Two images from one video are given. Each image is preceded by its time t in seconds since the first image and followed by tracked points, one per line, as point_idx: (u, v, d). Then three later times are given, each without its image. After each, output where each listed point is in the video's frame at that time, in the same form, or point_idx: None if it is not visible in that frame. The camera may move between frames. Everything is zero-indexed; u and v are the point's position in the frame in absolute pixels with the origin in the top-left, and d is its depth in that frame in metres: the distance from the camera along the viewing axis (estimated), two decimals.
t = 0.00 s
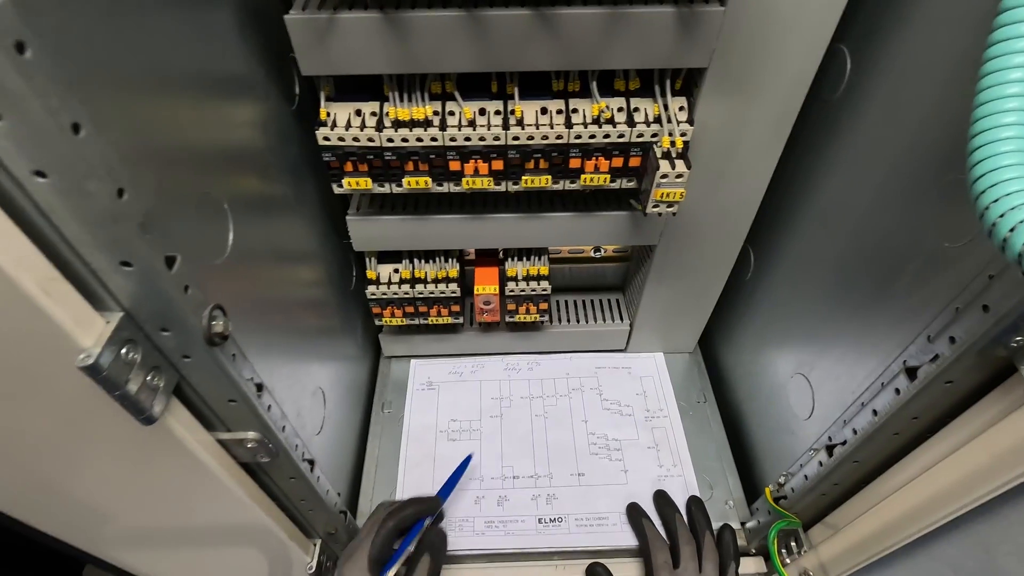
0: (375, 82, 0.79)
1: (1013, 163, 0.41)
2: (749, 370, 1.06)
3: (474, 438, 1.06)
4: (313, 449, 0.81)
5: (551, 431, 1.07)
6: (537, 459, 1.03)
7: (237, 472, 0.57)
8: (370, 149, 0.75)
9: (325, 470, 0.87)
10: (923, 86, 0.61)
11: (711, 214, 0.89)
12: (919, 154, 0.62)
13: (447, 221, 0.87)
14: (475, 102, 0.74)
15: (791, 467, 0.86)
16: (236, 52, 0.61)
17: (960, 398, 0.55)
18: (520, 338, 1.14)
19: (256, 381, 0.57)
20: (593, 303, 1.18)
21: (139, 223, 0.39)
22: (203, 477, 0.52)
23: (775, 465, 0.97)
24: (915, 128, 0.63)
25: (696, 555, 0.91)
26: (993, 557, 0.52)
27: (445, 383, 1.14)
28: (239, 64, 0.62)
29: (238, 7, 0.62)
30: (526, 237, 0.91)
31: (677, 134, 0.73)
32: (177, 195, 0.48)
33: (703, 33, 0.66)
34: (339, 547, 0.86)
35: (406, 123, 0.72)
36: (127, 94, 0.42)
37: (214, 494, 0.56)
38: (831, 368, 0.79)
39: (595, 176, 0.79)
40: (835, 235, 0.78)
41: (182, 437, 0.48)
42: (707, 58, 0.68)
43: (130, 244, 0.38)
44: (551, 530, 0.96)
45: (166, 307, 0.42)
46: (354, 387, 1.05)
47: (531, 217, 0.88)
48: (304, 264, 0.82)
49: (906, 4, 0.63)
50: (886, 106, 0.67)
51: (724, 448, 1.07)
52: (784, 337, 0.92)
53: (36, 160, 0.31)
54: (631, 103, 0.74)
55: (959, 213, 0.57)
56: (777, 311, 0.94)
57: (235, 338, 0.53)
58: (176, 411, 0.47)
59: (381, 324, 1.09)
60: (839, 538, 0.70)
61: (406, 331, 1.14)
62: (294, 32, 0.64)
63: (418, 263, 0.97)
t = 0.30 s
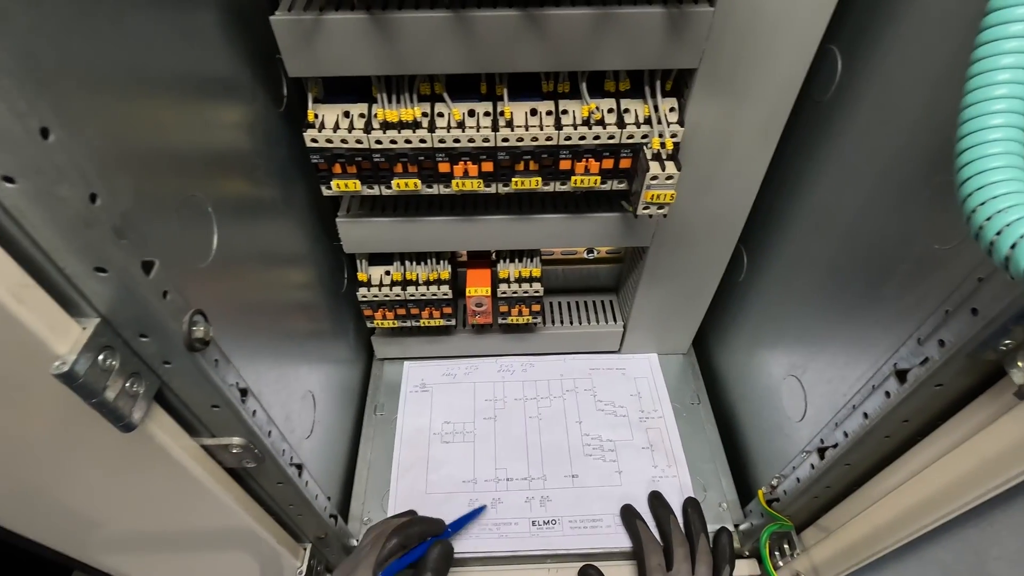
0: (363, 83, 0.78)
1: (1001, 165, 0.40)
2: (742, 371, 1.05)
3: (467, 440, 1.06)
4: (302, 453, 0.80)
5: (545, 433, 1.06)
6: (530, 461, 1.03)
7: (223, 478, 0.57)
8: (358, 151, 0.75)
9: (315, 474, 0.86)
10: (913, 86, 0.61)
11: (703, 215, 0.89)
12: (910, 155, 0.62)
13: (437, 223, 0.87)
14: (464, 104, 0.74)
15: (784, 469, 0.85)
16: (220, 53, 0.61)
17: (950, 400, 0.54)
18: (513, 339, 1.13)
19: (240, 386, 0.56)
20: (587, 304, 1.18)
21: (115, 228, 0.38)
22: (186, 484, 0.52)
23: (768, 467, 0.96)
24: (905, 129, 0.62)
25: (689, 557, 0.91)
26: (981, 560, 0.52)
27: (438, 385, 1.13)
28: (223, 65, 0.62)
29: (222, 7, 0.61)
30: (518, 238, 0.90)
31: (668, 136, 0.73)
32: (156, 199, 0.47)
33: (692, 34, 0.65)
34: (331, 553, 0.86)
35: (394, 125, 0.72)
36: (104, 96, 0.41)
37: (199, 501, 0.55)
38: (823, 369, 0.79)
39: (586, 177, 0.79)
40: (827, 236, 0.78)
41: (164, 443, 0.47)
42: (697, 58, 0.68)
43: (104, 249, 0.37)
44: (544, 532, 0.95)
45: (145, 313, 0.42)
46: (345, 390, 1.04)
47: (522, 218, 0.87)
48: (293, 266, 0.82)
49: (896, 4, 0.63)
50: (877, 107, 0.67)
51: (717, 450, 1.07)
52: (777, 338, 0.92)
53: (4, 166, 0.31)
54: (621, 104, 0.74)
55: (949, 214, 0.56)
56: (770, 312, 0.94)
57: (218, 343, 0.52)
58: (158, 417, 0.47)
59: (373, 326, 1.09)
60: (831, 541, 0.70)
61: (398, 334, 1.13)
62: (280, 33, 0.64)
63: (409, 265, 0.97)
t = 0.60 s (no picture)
0: (349, 87, 0.78)
1: (978, 172, 0.40)
2: (733, 374, 1.05)
3: (458, 444, 1.05)
4: (289, 458, 0.80)
5: (536, 437, 1.06)
6: (521, 465, 1.02)
7: (205, 486, 0.56)
8: (344, 156, 0.74)
9: (303, 480, 0.86)
10: (897, 90, 0.61)
11: (692, 219, 0.88)
12: (894, 160, 0.62)
13: (425, 227, 0.87)
14: (450, 108, 0.74)
15: (773, 473, 0.86)
16: (201, 58, 0.61)
17: (934, 406, 0.54)
18: (503, 343, 1.13)
19: (221, 394, 0.56)
20: (578, 307, 1.18)
21: (83, 237, 0.38)
22: (165, 493, 0.51)
23: (758, 470, 0.96)
24: (889, 133, 0.62)
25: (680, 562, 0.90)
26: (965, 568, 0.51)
27: (429, 389, 1.13)
28: (205, 70, 0.61)
29: (204, 12, 0.61)
30: (506, 242, 0.90)
31: (653, 140, 0.73)
32: (131, 206, 0.47)
33: (677, 38, 0.65)
34: (320, 559, 0.85)
35: (380, 130, 0.72)
36: (76, 103, 0.41)
37: (180, 509, 0.55)
38: (811, 373, 0.79)
39: (573, 182, 0.79)
40: (815, 240, 0.78)
41: (143, 452, 0.47)
42: (682, 62, 0.68)
43: (74, 260, 0.37)
44: (534, 537, 0.95)
45: (118, 322, 0.42)
46: (334, 394, 1.04)
47: (510, 222, 0.87)
48: (280, 271, 0.81)
49: (881, 8, 0.63)
50: (862, 111, 0.67)
51: (708, 453, 1.06)
52: (766, 342, 0.92)
53: None
54: (608, 108, 0.74)
55: (932, 219, 0.56)
56: (759, 316, 0.94)
57: (197, 351, 0.52)
58: (136, 426, 0.46)
59: (363, 330, 1.08)
60: (818, 546, 0.69)
61: (388, 337, 1.13)
62: (263, 37, 0.63)
63: (398, 269, 0.97)
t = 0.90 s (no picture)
0: (352, 93, 0.78)
1: (982, 181, 0.40)
2: (734, 378, 1.06)
3: (461, 448, 1.05)
4: (292, 463, 0.80)
5: (538, 440, 1.06)
6: (523, 469, 1.03)
7: (210, 492, 0.57)
8: (347, 161, 0.74)
9: (305, 484, 0.86)
10: (899, 97, 0.61)
11: (694, 223, 0.89)
12: (896, 166, 0.62)
13: (428, 232, 0.87)
14: (453, 114, 0.74)
15: (775, 478, 0.87)
16: (205, 65, 0.61)
17: (936, 412, 0.54)
18: (505, 347, 1.13)
19: (226, 400, 0.56)
20: (579, 310, 1.18)
21: (90, 247, 0.38)
22: (170, 499, 0.52)
23: (760, 475, 0.96)
24: (891, 139, 0.63)
25: (683, 565, 0.90)
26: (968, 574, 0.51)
27: (432, 393, 1.13)
28: (209, 77, 0.62)
29: (207, 19, 0.61)
30: (509, 247, 0.90)
31: (656, 145, 0.73)
32: (137, 214, 0.47)
33: (679, 44, 0.66)
34: (322, 563, 0.85)
35: (384, 135, 0.72)
36: (82, 112, 0.41)
37: (186, 515, 0.55)
38: (813, 378, 0.79)
39: (575, 187, 0.79)
40: (817, 244, 0.78)
41: (149, 459, 0.47)
42: (684, 68, 0.68)
43: (81, 270, 0.37)
44: (536, 541, 0.95)
45: (125, 330, 0.42)
46: (337, 398, 1.04)
47: (512, 227, 0.87)
48: (283, 276, 0.81)
49: (881, 15, 0.63)
50: (864, 117, 0.67)
51: (710, 457, 1.07)
52: (768, 346, 0.92)
53: None
54: (610, 114, 0.74)
55: (934, 225, 0.56)
56: (761, 320, 0.94)
57: (202, 358, 0.52)
58: (141, 433, 0.46)
59: (366, 334, 1.09)
60: (821, 551, 0.70)
61: (390, 341, 1.13)
62: (267, 44, 0.64)
63: (401, 273, 0.97)
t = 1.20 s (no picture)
0: (352, 92, 0.79)
1: (980, 180, 0.40)
2: (734, 377, 1.06)
3: (461, 447, 1.06)
4: (292, 462, 0.80)
5: (538, 439, 1.06)
6: (523, 468, 1.03)
7: (211, 491, 0.57)
8: (347, 161, 0.75)
9: (306, 483, 0.86)
10: (898, 97, 0.61)
11: (694, 222, 0.89)
12: (895, 165, 0.62)
13: (428, 231, 0.87)
14: (453, 113, 0.74)
15: (775, 477, 0.87)
16: (206, 65, 0.61)
17: (935, 411, 0.54)
18: (505, 346, 1.14)
19: (227, 399, 0.56)
20: (579, 310, 1.18)
21: (92, 246, 0.38)
22: (171, 497, 0.52)
23: (760, 474, 0.97)
24: (890, 139, 0.63)
25: (683, 564, 0.90)
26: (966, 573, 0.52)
27: (432, 392, 1.13)
28: (210, 77, 0.62)
29: (208, 20, 0.62)
30: (509, 247, 0.90)
31: (655, 145, 0.73)
32: (137, 214, 0.47)
33: (679, 44, 0.66)
34: (323, 561, 0.85)
35: (384, 135, 0.72)
36: (83, 112, 0.41)
37: (187, 514, 0.55)
38: (812, 377, 0.79)
39: (575, 186, 0.79)
40: (816, 244, 0.78)
41: (151, 457, 0.47)
42: (684, 68, 0.68)
43: (83, 269, 0.37)
44: (536, 539, 0.95)
45: (126, 329, 0.42)
46: (337, 397, 1.04)
47: (512, 226, 0.87)
48: (283, 275, 0.81)
49: (880, 15, 0.63)
50: (863, 116, 0.67)
51: (709, 456, 1.07)
52: (767, 345, 0.92)
53: None
54: (610, 114, 0.74)
55: (933, 225, 0.57)
56: (761, 320, 0.94)
57: (203, 357, 0.52)
58: (143, 431, 0.47)
59: (366, 334, 1.09)
60: (820, 549, 0.70)
61: (390, 340, 1.13)
62: (267, 44, 0.64)
63: (401, 273, 0.97)
